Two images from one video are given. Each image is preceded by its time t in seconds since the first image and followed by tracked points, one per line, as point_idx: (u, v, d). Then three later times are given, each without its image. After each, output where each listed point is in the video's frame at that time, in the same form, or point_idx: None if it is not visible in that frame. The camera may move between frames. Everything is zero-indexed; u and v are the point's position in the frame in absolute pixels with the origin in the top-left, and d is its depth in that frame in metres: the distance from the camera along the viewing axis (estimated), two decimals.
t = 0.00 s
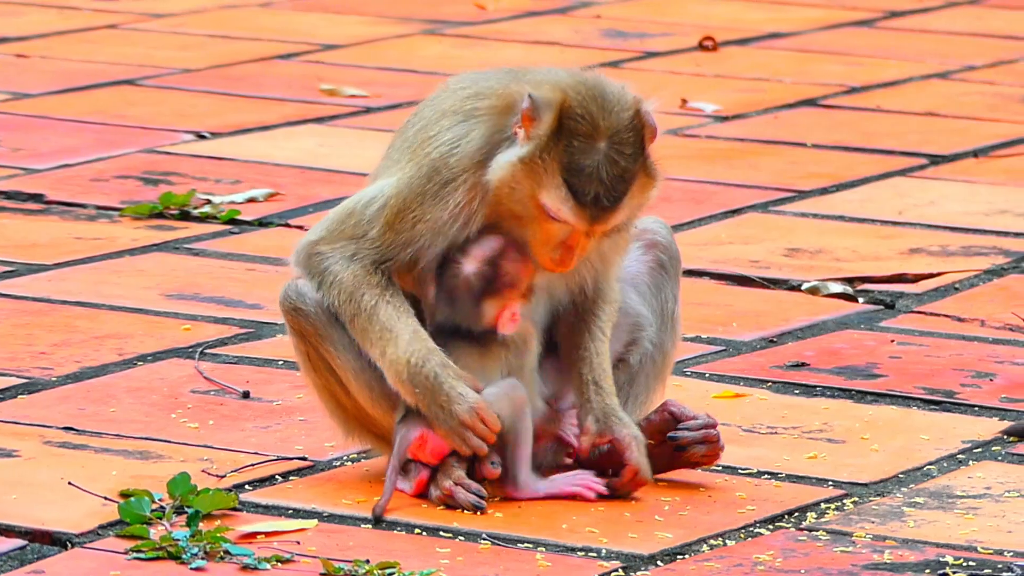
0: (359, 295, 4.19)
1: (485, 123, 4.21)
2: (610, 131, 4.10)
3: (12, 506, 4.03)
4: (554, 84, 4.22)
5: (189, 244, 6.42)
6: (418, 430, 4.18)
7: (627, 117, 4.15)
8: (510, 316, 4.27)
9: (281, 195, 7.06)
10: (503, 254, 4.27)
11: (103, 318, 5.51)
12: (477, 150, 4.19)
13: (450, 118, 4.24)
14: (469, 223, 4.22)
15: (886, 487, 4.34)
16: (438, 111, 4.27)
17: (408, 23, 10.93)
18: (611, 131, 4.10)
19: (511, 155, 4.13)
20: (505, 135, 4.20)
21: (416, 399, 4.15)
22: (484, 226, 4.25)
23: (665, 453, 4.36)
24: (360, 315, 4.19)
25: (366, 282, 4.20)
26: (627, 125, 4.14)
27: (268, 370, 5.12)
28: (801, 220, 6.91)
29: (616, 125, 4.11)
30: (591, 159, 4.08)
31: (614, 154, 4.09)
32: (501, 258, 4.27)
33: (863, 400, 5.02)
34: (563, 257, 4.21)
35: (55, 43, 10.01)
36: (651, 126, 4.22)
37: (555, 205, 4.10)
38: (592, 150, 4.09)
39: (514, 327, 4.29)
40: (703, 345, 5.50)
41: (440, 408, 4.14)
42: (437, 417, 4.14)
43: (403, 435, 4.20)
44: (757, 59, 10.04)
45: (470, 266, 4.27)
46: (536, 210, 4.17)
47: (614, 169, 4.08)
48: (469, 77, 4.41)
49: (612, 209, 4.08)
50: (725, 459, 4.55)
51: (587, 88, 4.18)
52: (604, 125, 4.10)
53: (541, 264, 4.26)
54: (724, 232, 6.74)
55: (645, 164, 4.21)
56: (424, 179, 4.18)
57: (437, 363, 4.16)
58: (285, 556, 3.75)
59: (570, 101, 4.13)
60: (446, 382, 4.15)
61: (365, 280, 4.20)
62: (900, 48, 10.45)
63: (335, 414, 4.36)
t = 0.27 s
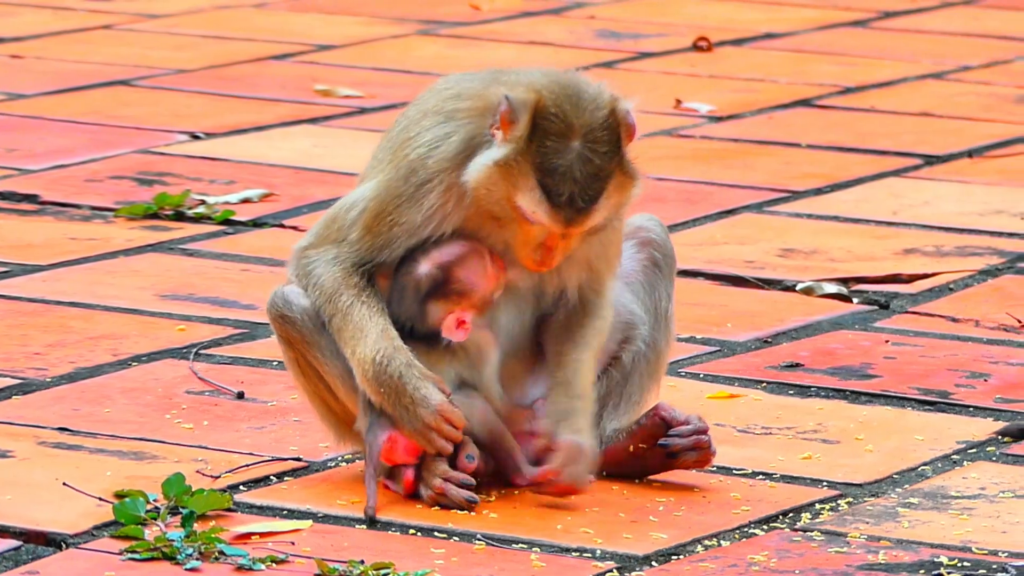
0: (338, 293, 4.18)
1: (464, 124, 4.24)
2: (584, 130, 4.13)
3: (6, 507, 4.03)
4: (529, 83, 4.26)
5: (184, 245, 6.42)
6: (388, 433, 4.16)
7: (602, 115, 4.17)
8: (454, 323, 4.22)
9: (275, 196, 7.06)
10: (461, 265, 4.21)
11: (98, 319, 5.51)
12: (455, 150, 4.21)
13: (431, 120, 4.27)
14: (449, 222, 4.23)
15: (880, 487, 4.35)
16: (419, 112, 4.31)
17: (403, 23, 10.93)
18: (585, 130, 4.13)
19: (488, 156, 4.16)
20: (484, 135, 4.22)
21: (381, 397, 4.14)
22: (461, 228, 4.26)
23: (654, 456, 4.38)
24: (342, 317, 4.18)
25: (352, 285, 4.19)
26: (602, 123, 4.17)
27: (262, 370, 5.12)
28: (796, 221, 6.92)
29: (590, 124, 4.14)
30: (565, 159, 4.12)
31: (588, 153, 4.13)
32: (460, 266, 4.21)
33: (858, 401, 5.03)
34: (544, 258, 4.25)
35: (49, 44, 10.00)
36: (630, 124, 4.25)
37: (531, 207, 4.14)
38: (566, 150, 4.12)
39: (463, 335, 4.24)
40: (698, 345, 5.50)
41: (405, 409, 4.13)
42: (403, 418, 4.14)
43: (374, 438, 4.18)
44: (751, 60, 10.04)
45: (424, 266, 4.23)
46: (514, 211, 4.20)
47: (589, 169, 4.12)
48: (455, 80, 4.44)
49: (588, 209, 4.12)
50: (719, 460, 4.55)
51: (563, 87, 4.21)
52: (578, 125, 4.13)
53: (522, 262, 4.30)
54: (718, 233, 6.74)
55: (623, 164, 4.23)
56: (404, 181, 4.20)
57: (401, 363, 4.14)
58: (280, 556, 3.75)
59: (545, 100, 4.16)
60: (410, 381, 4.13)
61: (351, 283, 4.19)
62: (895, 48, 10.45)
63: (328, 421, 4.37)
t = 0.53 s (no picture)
0: (313, 298, 4.25)
1: (433, 125, 4.28)
2: (540, 126, 4.11)
3: None
4: (492, 79, 4.27)
5: (177, 245, 6.42)
6: (377, 436, 4.17)
7: (560, 110, 4.15)
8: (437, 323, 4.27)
9: (269, 196, 7.06)
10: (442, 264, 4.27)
11: (91, 319, 5.50)
12: (424, 153, 4.26)
13: (406, 121, 4.33)
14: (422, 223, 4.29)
15: (874, 487, 4.35)
16: (396, 114, 4.37)
17: (397, 24, 10.93)
18: (542, 126, 4.11)
19: (451, 157, 4.18)
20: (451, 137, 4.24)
21: (369, 402, 4.16)
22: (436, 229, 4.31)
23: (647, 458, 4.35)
24: (322, 321, 4.23)
25: (329, 287, 4.26)
26: (559, 119, 4.14)
27: (256, 370, 5.12)
28: (789, 221, 6.92)
29: (547, 120, 4.12)
30: (521, 156, 4.10)
31: (545, 149, 4.10)
32: (441, 268, 4.27)
33: (851, 401, 5.03)
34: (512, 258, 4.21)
35: (43, 44, 9.99)
36: (590, 118, 4.23)
37: (490, 208, 4.12)
38: (523, 148, 4.11)
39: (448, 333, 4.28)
40: (691, 345, 5.50)
41: (393, 411, 4.14)
42: (391, 421, 4.15)
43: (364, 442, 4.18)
44: (745, 60, 10.05)
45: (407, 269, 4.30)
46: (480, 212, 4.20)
47: (546, 165, 4.10)
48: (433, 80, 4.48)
49: (548, 206, 4.09)
50: (713, 460, 4.56)
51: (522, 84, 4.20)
52: (534, 122, 4.12)
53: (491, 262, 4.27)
54: (712, 233, 6.75)
55: (584, 159, 4.21)
56: (378, 184, 4.28)
57: (387, 367, 4.16)
58: (273, 556, 3.75)
59: (501, 99, 4.15)
60: (398, 385, 4.16)
61: (328, 285, 4.26)
62: (889, 48, 10.46)
63: (320, 426, 4.36)
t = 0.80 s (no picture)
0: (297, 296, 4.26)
1: (415, 121, 4.32)
2: (512, 116, 4.14)
3: None
4: (470, 73, 4.30)
5: (172, 244, 6.42)
6: (367, 441, 4.15)
7: (534, 102, 4.18)
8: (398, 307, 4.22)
9: (264, 195, 7.06)
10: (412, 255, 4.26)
11: (87, 318, 5.50)
12: (404, 148, 4.29)
13: (390, 119, 4.37)
14: (405, 222, 4.31)
15: (869, 487, 4.35)
16: (381, 114, 4.41)
17: (392, 23, 10.94)
18: (516, 117, 4.14)
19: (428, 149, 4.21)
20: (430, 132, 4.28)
21: (355, 405, 4.15)
22: (417, 226, 4.32)
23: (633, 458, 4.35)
24: (308, 322, 4.23)
25: (316, 290, 4.27)
26: (533, 109, 4.17)
27: (251, 370, 5.12)
28: (784, 221, 6.93)
29: (520, 109, 4.15)
30: (494, 145, 4.13)
31: (517, 138, 4.13)
32: (408, 256, 4.26)
33: (846, 401, 5.03)
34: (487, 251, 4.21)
35: (38, 44, 9.99)
36: (568, 110, 4.25)
37: (464, 196, 4.13)
38: (496, 136, 4.13)
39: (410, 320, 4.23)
40: (686, 345, 5.51)
41: (379, 414, 4.13)
42: (378, 424, 4.13)
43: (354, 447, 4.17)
44: (740, 60, 10.05)
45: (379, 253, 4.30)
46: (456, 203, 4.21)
47: (519, 152, 4.12)
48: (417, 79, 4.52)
49: (519, 194, 4.10)
50: (708, 460, 4.56)
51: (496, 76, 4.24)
52: (507, 111, 4.15)
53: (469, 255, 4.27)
54: (707, 233, 6.75)
55: (559, 151, 4.23)
56: (362, 181, 4.31)
57: (371, 368, 4.15)
58: (268, 556, 3.75)
59: (475, 89, 4.19)
60: (382, 387, 4.14)
61: (312, 284, 4.28)
62: (884, 48, 10.47)
63: (314, 429, 4.36)
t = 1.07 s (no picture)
0: (293, 298, 4.27)
1: (405, 122, 4.32)
2: (497, 112, 4.14)
3: None
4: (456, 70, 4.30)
5: (170, 245, 6.42)
6: (371, 441, 4.16)
7: (519, 97, 4.18)
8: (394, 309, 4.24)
9: (262, 196, 7.07)
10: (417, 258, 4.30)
11: (85, 319, 5.51)
12: (396, 149, 4.29)
13: (381, 121, 4.38)
14: (398, 223, 4.32)
15: (866, 487, 4.36)
16: (373, 116, 4.42)
17: (390, 24, 10.94)
18: (501, 113, 4.14)
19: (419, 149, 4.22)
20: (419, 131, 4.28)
21: (356, 405, 4.14)
22: (414, 227, 4.34)
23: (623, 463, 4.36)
24: (304, 324, 4.23)
25: (315, 294, 4.27)
26: (519, 104, 4.17)
27: (249, 370, 5.12)
28: (782, 221, 6.93)
29: (506, 105, 4.15)
30: (480, 143, 4.12)
31: (502, 134, 4.13)
32: (408, 260, 4.30)
33: (844, 402, 5.04)
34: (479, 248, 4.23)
35: (36, 44, 10.00)
36: (553, 104, 4.25)
37: (452, 196, 4.12)
38: (482, 134, 4.13)
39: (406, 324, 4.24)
40: (684, 345, 5.51)
41: (379, 414, 4.12)
42: (378, 424, 4.13)
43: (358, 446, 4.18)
44: (737, 61, 10.06)
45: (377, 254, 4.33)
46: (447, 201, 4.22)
47: (505, 149, 4.12)
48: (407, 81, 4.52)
49: (507, 191, 4.10)
50: (705, 460, 4.56)
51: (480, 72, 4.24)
52: (493, 108, 4.15)
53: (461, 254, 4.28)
54: (704, 233, 6.75)
55: (547, 146, 4.22)
56: (354, 183, 4.32)
57: (372, 368, 4.14)
58: (266, 556, 3.75)
59: (460, 87, 4.19)
60: (383, 387, 4.13)
61: (312, 289, 4.28)
62: (881, 49, 10.48)
63: (312, 428, 4.36)
